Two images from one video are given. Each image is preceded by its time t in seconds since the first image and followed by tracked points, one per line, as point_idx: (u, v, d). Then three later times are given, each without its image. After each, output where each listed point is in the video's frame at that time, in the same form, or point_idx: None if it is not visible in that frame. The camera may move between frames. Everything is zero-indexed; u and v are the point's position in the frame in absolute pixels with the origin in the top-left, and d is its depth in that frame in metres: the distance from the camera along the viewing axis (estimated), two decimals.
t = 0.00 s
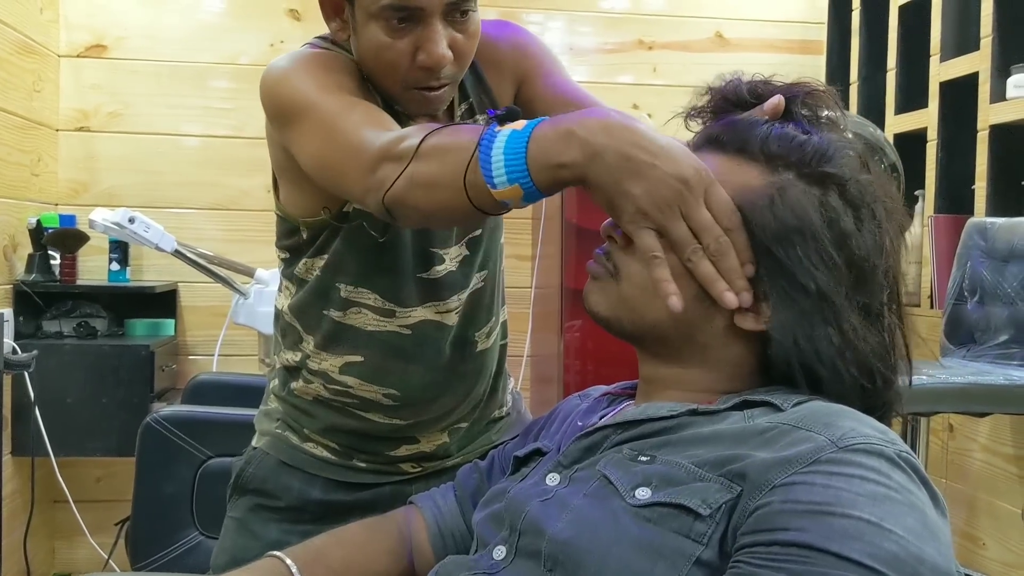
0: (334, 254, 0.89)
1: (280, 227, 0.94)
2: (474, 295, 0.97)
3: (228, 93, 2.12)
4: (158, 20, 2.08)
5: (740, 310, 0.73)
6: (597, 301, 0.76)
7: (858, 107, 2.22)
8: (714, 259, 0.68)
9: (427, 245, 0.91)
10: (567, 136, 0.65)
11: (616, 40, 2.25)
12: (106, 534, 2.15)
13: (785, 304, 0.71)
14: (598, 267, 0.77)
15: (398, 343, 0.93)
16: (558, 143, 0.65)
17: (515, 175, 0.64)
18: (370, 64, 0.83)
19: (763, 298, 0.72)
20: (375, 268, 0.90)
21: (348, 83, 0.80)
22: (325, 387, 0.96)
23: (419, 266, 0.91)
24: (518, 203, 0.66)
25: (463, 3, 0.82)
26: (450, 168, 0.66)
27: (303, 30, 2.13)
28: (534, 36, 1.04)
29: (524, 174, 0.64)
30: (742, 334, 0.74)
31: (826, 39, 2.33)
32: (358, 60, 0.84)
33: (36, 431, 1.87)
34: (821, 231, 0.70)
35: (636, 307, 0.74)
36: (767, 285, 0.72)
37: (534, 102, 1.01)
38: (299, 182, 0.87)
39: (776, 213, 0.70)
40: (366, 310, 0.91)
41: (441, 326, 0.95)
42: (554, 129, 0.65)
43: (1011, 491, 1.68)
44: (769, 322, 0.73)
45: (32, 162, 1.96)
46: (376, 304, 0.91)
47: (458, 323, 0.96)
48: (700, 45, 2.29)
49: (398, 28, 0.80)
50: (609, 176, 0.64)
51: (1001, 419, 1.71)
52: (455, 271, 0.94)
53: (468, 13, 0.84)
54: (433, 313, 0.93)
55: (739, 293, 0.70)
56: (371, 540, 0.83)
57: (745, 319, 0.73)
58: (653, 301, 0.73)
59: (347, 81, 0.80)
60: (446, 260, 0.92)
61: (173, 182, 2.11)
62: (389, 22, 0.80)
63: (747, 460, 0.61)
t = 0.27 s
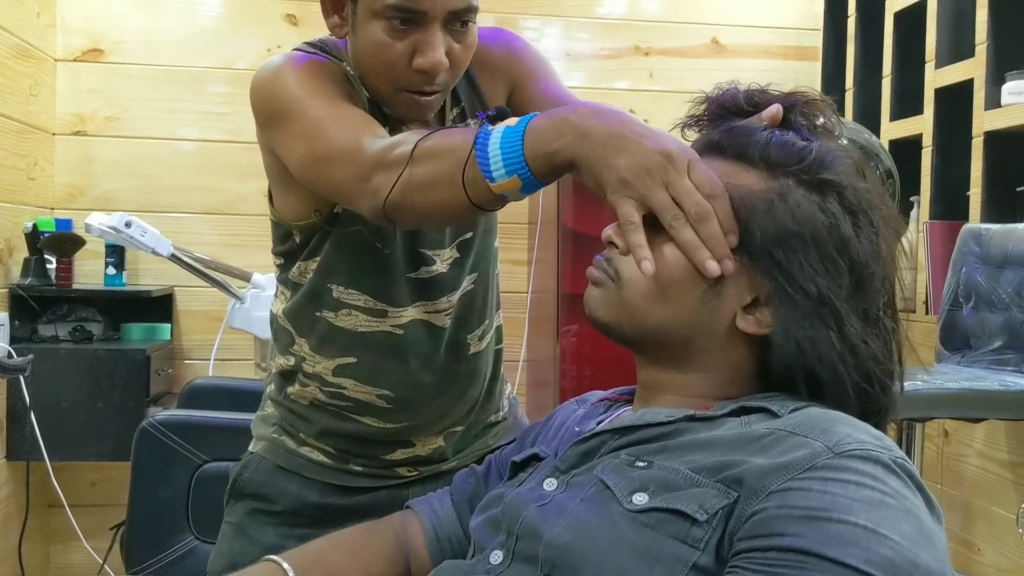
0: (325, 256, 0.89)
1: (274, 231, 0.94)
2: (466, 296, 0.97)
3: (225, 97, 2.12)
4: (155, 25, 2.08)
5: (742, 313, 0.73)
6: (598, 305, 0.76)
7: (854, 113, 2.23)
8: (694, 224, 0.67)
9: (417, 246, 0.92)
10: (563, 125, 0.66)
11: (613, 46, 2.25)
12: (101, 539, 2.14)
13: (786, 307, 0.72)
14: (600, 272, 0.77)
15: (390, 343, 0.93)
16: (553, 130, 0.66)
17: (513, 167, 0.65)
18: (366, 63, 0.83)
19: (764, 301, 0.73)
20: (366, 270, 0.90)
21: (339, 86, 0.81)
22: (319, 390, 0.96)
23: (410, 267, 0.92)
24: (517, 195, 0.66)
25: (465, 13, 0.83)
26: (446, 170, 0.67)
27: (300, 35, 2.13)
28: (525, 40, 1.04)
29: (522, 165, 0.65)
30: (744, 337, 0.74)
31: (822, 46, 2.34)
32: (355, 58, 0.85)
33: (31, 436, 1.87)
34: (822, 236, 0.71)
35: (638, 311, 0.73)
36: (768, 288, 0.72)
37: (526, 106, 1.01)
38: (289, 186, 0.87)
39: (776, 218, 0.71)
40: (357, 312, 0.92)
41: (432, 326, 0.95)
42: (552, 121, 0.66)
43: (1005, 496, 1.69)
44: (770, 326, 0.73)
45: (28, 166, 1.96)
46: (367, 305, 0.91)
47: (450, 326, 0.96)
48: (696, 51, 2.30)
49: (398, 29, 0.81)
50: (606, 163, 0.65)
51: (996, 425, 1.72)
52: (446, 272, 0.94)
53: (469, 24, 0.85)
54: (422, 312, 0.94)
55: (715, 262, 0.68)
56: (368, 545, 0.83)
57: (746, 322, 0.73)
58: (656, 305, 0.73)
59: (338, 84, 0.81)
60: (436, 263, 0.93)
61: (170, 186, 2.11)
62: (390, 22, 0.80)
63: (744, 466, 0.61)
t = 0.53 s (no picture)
0: (319, 259, 0.89)
1: (270, 236, 0.94)
2: (461, 300, 0.97)
3: (223, 101, 2.12)
4: (154, 28, 2.08)
5: (740, 314, 0.73)
6: (597, 309, 0.76)
7: (851, 117, 2.24)
8: (677, 209, 0.66)
9: (409, 248, 0.91)
10: (560, 140, 0.67)
11: (611, 50, 2.26)
12: (98, 543, 2.14)
13: (784, 308, 0.72)
14: (599, 276, 0.77)
15: (383, 346, 0.93)
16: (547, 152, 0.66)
17: (510, 179, 0.65)
18: (361, 62, 0.83)
19: (763, 302, 0.73)
20: (359, 274, 0.90)
21: (333, 95, 0.81)
22: (315, 393, 0.97)
23: (402, 270, 0.92)
24: (514, 207, 0.67)
25: (467, 25, 0.83)
26: (441, 185, 0.68)
27: (298, 38, 2.14)
28: (520, 47, 1.04)
29: (519, 178, 0.66)
30: (743, 339, 0.74)
31: (820, 51, 2.35)
32: (350, 56, 0.85)
33: (29, 439, 1.86)
34: (820, 238, 0.71)
35: (637, 313, 0.73)
36: (767, 289, 0.72)
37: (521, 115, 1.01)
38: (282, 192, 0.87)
39: (773, 220, 0.71)
40: (350, 315, 0.91)
41: (424, 328, 0.95)
42: (549, 141, 0.67)
43: (1002, 501, 1.69)
44: (769, 327, 0.73)
45: (26, 169, 1.96)
46: (359, 308, 0.91)
47: (444, 330, 0.97)
48: (694, 55, 2.31)
49: (399, 31, 0.81)
50: (597, 169, 0.65)
51: (993, 429, 1.72)
52: (437, 276, 0.94)
53: (467, 36, 0.85)
54: (414, 314, 0.94)
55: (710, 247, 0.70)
56: (367, 548, 0.83)
57: (744, 323, 0.73)
58: (655, 306, 0.73)
59: (332, 93, 0.81)
60: (428, 266, 0.93)
61: (167, 189, 2.11)
62: (392, 23, 0.80)
63: (743, 470, 0.62)
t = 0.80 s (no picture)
0: (313, 263, 0.89)
1: (265, 240, 0.94)
2: (455, 303, 0.97)
3: (222, 102, 2.13)
4: (153, 30, 2.09)
5: (737, 312, 0.74)
6: (596, 311, 0.77)
7: (850, 119, 2.24)
8: (663, 204, 0.67)
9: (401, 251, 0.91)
10: (550, 158, 0.68)
11: (610, 53, 2.26)
12: (97, 544, 2.13)
13: (783, 304, 0.72)
14: (597, 278, 0.77)
15: (377, 350, 0.93)
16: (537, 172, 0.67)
17: (504, 196, 0.67)
18: (357, 58, 0.83)
19: (760, 299, 0.73)
20: (351, 278, 0.90)
21: (325, 103, 0.81)
22: (311, 397, 0.97)
23: (394, 273, 0.92)
24: (508, 223, 0.68)
25: (466, 37, 0.83)
26: (437, 198, 0.68)
27: (297, 40, 2.14)
28: (514, 49, 1.04)
29: (513, 195, 0.67)
30: (742, 339, 0.75)
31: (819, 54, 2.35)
32: (347, 52, 0.85)
33: (27, 441, 1.86)
34: (815, 233, 0.71)
35: (635, 314, 0.74)
36: (763, 285, 0.72)
37: (519, 117, 1.02)
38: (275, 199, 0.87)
39: (768, 215, 0.72)
40: (344, 319, 0.91)
41: (416, 331, 0.95)
42: (541, 161, 0.68)
43: (1001, 503, 1.69)
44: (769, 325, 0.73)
45: (25, 170, 1.95)
46: (352, 311, 0.91)
47: (437, 333, 0.96)
48: (693, 58, 2.31)
49: (400, 33, 0.81)
50: (585, 182, 0.66)
51: (992, 431, 1.72)
52: (429, 279, 0.94)
53: (465, 48, 0.85)
54: (406, 317, 0.94)
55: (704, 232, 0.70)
56: (367, 550, 0.83)
57: (742, 321, 0.73)
58: (653, 307, 0.73)
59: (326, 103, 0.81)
60: (420, 269, 0.93)
61: (166, 191, 2.11)
62: (392, 23, 0.80)
63: (744, 472, 0.62)
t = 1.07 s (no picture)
0: (307, 266, 0.90)
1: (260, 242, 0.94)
2: (448, 308, 0.96)
3: (222, 103, 2.13)
4: (153, 31, 2.09)
5: (729, 311, 0.74)
6: (591, 312, 0.77)
7: (850, 120, 2.24)
8: (652, 203, 0.67)
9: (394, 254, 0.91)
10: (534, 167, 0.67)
11: (610, 53, 2.26)
12: (97, 545, 2.13)
13: (774, 302, 0.72)
14: (592, 278, 0.78)
15: (371, 353, 0.93)
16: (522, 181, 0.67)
17: (487, 204, 0.66)
18: (352, 59, 0.83)
19: (752, 299, 0.73)
20: (345, 281, 0.90)
21: (320, 106, 0.81)
22: (307, 400, 0.97)
23: (387, 276, 0.92)
24: (491, 231, 0.68)
25: (462, 45, 0.83)
26: (422, 204, 0.68)
27: (297, 40, 2.14)
28: (512, 54, 1.04)
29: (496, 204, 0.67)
30: (737, 340, 0.74)
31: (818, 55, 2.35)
32: (343, 52, 0.85)
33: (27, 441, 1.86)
34: (808, 232, 0.71)
35: (630, 314, 0.74)
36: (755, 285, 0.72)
37: (519, 121, 1.02)
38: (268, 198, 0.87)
39: (760, 215, 0.72)
40: (339, 322, 0.92)
41: (408, 335, 0.95)
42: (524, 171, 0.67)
43: (1000, 504, 1.69)
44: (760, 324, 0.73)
45: (25, 170, 1.96)
46: (346, 315, 0.91)
47: (430, 335, 0.95)
48: (693, 59, 2.31)
49: (397, 37, 0.81)
50: (570, 192, 0.66)
51: (992, 432, 1.72)
52: (422, 283, 0.93)
53: (461, 55, 0.85)
54: (398, 320, 0.94)
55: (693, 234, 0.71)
56: (367, 550, 0.83)
57: (735, 320, 0.73)
58: (647, 307, 0.74)
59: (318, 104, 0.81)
60: (412, 272, 0.92)
61: (166, 192, 2.11)
62: (390, 26, 0.80)
63: (743, 472, 0.62)
